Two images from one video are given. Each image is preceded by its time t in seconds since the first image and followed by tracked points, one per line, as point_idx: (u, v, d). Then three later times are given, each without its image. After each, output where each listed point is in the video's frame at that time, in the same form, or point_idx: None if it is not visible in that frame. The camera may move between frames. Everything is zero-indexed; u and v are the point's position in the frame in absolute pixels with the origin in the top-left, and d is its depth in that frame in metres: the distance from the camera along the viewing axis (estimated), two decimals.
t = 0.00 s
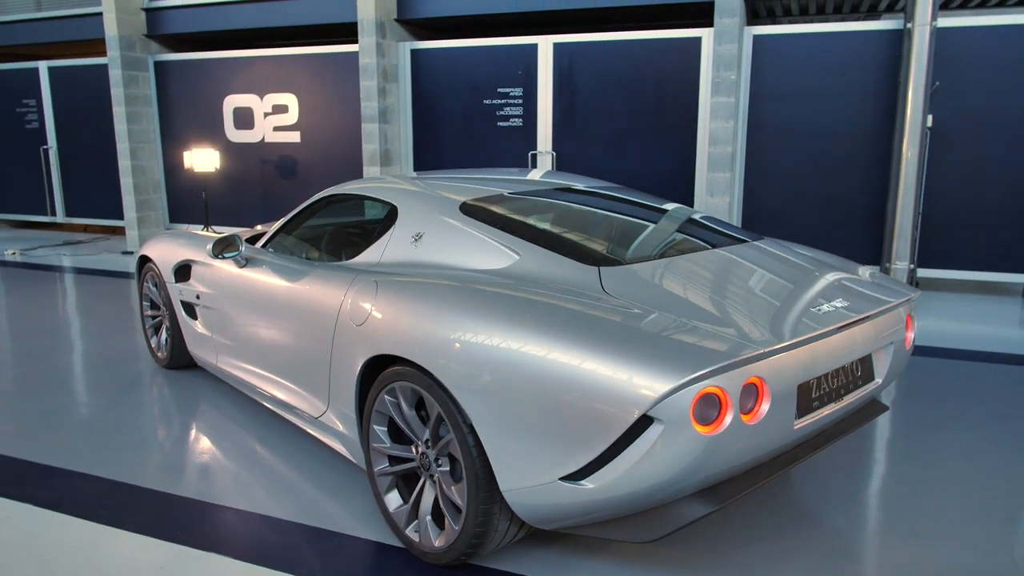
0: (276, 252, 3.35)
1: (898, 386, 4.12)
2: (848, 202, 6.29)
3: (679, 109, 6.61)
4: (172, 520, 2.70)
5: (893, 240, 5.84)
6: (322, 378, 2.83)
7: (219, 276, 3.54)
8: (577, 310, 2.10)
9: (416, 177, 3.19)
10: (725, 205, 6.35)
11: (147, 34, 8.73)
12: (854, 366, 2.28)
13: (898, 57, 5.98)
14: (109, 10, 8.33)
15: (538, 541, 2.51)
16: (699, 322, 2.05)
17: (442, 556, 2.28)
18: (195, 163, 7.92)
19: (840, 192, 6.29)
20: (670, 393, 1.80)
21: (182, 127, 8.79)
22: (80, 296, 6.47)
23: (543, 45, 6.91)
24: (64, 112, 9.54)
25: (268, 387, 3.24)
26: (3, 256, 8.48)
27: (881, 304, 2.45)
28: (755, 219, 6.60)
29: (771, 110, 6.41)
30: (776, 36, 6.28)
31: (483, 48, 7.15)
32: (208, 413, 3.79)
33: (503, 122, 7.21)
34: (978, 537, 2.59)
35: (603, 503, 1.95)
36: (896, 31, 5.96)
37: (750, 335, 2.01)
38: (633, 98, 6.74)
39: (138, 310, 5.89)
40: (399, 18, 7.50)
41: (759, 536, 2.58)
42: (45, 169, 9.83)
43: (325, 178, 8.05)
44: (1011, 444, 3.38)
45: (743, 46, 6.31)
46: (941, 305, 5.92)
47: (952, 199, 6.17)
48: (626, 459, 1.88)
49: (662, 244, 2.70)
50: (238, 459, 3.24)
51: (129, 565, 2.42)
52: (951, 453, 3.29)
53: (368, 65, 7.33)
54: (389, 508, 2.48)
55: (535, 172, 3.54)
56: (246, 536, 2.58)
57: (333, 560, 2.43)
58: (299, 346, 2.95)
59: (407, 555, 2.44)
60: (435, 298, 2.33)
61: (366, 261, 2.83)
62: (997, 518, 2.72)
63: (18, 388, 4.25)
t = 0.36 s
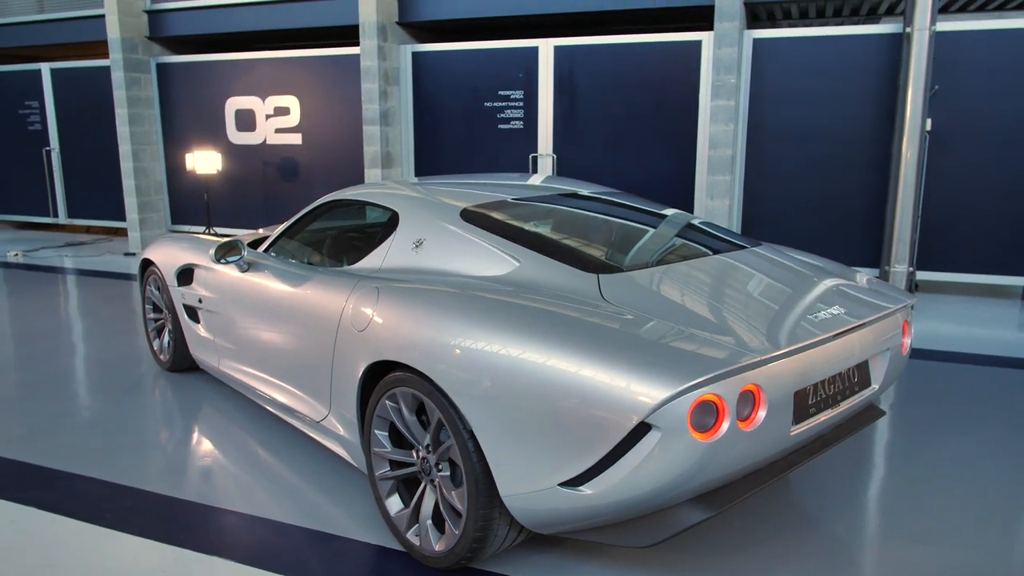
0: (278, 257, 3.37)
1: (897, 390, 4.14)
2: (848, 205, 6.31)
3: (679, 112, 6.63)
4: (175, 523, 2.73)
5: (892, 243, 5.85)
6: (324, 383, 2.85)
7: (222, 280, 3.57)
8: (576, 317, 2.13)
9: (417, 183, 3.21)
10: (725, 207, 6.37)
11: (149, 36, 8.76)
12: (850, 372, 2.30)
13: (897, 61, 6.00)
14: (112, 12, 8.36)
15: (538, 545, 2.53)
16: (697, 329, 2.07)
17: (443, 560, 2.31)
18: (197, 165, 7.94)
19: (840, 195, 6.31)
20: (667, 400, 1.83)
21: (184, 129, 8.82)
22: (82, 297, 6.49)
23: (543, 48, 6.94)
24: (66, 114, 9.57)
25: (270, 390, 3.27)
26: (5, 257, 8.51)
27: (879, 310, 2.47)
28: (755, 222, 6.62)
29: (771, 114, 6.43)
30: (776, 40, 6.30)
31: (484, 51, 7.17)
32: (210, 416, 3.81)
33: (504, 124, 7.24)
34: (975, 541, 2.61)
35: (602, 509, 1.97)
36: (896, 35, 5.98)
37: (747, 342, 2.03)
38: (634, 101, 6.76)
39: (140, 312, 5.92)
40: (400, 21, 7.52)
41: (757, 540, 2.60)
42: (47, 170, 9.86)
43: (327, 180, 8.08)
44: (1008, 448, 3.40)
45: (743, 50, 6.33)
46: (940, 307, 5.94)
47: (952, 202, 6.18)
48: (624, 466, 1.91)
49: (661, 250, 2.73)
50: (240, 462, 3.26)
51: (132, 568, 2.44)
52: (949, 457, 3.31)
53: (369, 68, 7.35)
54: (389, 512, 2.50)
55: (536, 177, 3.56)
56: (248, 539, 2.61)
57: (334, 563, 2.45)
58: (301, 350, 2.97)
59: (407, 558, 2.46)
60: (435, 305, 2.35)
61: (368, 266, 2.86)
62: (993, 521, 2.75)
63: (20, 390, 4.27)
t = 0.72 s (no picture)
0: (280, 258, 3.38)
1: (897, 390, 4.15)
2: (847, 206, 6.32)
3: (679, 112, 6.64)
4: (176, 524, 2.74)
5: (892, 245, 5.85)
6: (325, 384, 2.86)
7: (223, 281, 3.59)
8: (575, 319, 2.14)
9: (418, 184, 3.22)
10: (725, 209, 6.35)
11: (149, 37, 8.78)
12: (849, 373, 2.31)
13: (897, 62, 6.00)
14: (112, 13, 8.37)
15: (538, 546, 2.54)
16: (695, 331, 2.09)
17: (443, 560, 2.32)
18: (198, 165, 7.96)
19: (840, 196, 6.32)
20: (666, 402, 1.84)
21: (185, 129, 8.83)
22: (83, 298, 6.50)
23: (544, 49, 6.94)
24: (67, 114, 9.59)
25: (271, 391, 3.28)
26: (6, 258, 8.52)
27: (877, 312, 2.48)
28: (755, 222, 6.63)
29: (770, 115, 6.44)
30: (776, 41, 6.31)
31: (484, 52, 7.18)
32: (211, 417, 3.82)
33: (504, 125, 7.25)
34: (973, 541, 2.62)
35: (601, 510, 1.99)
36: (895, 36, 5.99)
37: (746, 344, 2.04)
38: (634, 102, 6.77)
39: (141, 313, 5.93)
40: (401, 22, 7.52)
41: (756, 541, 2.61)
42: (48, 170, 9.88)
43: (327, 180, 8.09)
44: (1007, 448, 3.41)
45: (743, 50, 6.34)
46: (940, 308, 5.95)
47: (951, 203, 6.19)
48: (623, 467, 1.92)
49: (660, 251, 2.74)
50: (242, 463, 3.27)
51: (134, 569, 2.45)
52: (948, 458, 3.31)
53: (370, 70, 7.36)
54: (390, 513, 2.52)
55: (536, 178, 3.57)
56: (249, 540, 2.62)
57: (335, 564, 2.46)
58: (302, 351, 2.99)
59: (408, 559, 2.47)
60: (436, 307, 2.36)
61: (369, 268, 2.87)
62: (992, 522, 2.76)
63: (22, 391, 4.28)
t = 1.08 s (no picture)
0: (280, 258, 3.39)
1: (897, 390, 4.16)
2: (847, 206, 6.33)
3: (679, 112, 6.65)
4: (177, 523, 2.75)
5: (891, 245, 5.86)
6: (325, 383, 2.87)
7: (223, 281, 3.59)
8: (575, 319, 2.15)
9: (418, 184, 3.23)
10: (724, 208, 6.37)
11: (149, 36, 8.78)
12: (848, 373, 2.32)
13: (897, 62, 6.01)
14: (112, 12, 8.37)
15: (537, 545, 2.54)
16: (695, 331, 2.09)
17: (444, 559, 2.32)
18: (198, 165, 7.96)
19: (839, 196, 6.33)
20: (666, 402, 1.85)
21: (185, 129, 8.84)
22: (83, 297, 6.51)
23: (544, 49, 6.95)
24: (67, 114, 9.59)
25: (271, 390, 3.29)
26: (6, 257, 8.52)
27: (876, 312, 2.49)
28: (754, 222, 6.64)
29: (770, 114, 6.44)
30: (776, 41, 6.31)
31: (484, 52, 7.18)
32: (211, 416, 3.83)
33: (504, 125, 7.25)
34: (972, 541, 2.62)
35: (601, 509, 1.99)
36: (895, 36, 5.99)
37: (746, 344, 2.05)
38: (633, 101, 6.78)
39: (141, 312, 5.94)
40: (401, 22, 7.53)
41: (756, 540, 2.62)
42: (48, 170, 9.88)
43: (327, 180, 8.09)
44: (1007, 448, 3.41)
45: (743, 50, 6.35)
46: (940, 308, 5.96)
47: (951, 203, 6.20)
48: (623, 466, 1.93)
49: (660, 251, 2.74)
50: (242, 462, 3.28)
51: (135, 569, 2.45)
52: (947, 457, 3.32)
53: (370, 69, 7.37)
54: (390, 512, 2.52)
55: (536, 178, 3.58)
56: (250, 539, 2.62)
57: (336, 563, 2.47)
58: (302, 351, 2.99)
59: (408, 558, 2.48)
60: (435, 306, 2.37)
61: (369, 268, 2.87)
62: (991, 521, 2.76)
63: (22, 390, 4.29)
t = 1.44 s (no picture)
0: (279, 253, 3.38)
1: (895, 386, 4.16)
2: (846, 203, 6.33)
3: (678, 108, 6.64)
4: (177, 518, 2.75)
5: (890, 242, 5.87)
6: (324, 379, 2.87)
7: (222, 276, 3.58)
8: (575, 315, 2.14)
9: (417, 180, 3.22)
10: (723, 205, 6.38)
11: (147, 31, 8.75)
12: (847, 369, 2.32)
13: (897, 59, 6.00)
14: (110, 7, 8.35)
15: (536, 540, 2.55)
16: (695, 327, 2.09)
17: (443, 554, 2.33)
18: (197, 161, 7.94)
19: (838, 193, 6.33)
20: (665, 397, 1.85)
21: (183, 124, 8.82)
22: (81, 293, 6.49)
23: (544, 45, 6.94)
24: (65, 109, 9.56)
25: (270, 386, 3.28)
26: (4, 253, 8.50)
27: (876, 308, 2.49)
28: (754, 219, 6.64)
29: (770, 111, 6.44)
30: (776, 37, 6.31)
31: (484, 48, 7.17)
32: (210, 412, 3.82)
33: (503, 121, 7.24)
34: (971, 537, 2.63)
35: (601, 504, 1.99)
36: (895, 33, 5.99)
37: (745, 340, 2.05)
38: (633, 98, 6.77)
39: (140, 308, 5.92)
40: (400, 17, 7.51)
41: (755, 536, 2.62)
42: (46, 165, 9.86)
43: (326, 176, 8.08)
44: (1005, 445, 3.42)
45: (743, 47, 6.34)
46: (938, 305, 5.96)
47: (950, 200, 6.20)
48: (622, 462, 1.93)
49: (660, 248, 2.74)
50: (241, 458, 3.28)
51: (134, 565, 2.45)
52: (946, 453, 3.33)
53: (369, 65, 7.35)
54: (389, 507, 2.52)
55: (535, 173, 3.58)
56: (249, 535, 2.62)
57: (335, 559, 2.47)
58: (301, 346, 2.99)
59: (407, 553, 2.48)
60: (435, 302, 2.37)
61: (368, 264, 2.87)
62: (990, 518, 2.76)
63: (21, 386, 4.28)
